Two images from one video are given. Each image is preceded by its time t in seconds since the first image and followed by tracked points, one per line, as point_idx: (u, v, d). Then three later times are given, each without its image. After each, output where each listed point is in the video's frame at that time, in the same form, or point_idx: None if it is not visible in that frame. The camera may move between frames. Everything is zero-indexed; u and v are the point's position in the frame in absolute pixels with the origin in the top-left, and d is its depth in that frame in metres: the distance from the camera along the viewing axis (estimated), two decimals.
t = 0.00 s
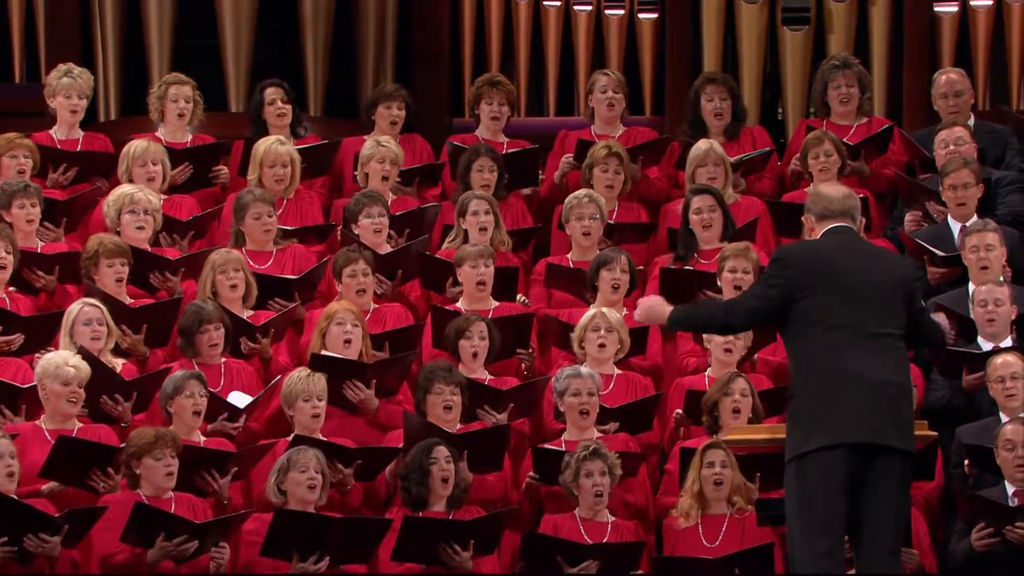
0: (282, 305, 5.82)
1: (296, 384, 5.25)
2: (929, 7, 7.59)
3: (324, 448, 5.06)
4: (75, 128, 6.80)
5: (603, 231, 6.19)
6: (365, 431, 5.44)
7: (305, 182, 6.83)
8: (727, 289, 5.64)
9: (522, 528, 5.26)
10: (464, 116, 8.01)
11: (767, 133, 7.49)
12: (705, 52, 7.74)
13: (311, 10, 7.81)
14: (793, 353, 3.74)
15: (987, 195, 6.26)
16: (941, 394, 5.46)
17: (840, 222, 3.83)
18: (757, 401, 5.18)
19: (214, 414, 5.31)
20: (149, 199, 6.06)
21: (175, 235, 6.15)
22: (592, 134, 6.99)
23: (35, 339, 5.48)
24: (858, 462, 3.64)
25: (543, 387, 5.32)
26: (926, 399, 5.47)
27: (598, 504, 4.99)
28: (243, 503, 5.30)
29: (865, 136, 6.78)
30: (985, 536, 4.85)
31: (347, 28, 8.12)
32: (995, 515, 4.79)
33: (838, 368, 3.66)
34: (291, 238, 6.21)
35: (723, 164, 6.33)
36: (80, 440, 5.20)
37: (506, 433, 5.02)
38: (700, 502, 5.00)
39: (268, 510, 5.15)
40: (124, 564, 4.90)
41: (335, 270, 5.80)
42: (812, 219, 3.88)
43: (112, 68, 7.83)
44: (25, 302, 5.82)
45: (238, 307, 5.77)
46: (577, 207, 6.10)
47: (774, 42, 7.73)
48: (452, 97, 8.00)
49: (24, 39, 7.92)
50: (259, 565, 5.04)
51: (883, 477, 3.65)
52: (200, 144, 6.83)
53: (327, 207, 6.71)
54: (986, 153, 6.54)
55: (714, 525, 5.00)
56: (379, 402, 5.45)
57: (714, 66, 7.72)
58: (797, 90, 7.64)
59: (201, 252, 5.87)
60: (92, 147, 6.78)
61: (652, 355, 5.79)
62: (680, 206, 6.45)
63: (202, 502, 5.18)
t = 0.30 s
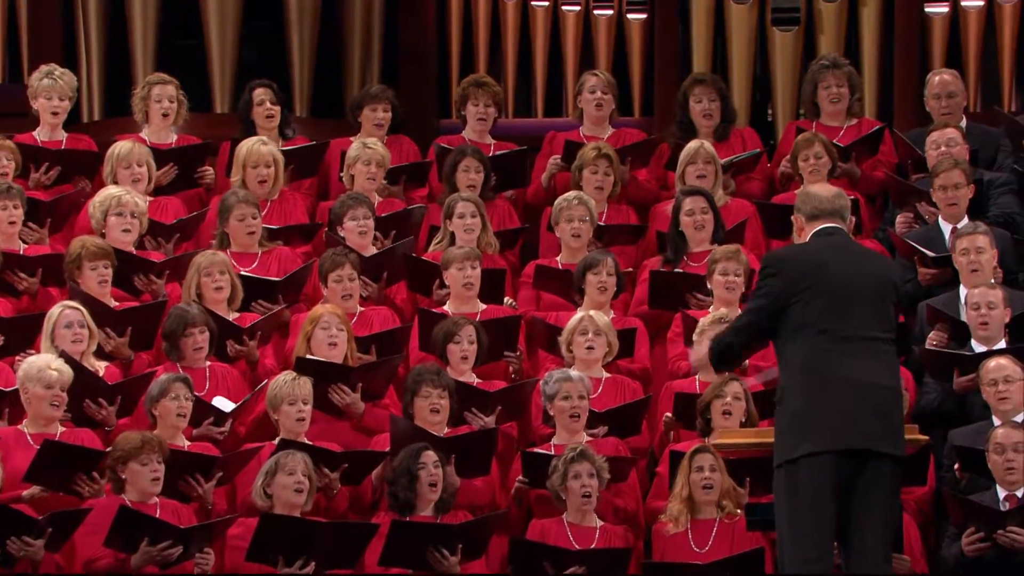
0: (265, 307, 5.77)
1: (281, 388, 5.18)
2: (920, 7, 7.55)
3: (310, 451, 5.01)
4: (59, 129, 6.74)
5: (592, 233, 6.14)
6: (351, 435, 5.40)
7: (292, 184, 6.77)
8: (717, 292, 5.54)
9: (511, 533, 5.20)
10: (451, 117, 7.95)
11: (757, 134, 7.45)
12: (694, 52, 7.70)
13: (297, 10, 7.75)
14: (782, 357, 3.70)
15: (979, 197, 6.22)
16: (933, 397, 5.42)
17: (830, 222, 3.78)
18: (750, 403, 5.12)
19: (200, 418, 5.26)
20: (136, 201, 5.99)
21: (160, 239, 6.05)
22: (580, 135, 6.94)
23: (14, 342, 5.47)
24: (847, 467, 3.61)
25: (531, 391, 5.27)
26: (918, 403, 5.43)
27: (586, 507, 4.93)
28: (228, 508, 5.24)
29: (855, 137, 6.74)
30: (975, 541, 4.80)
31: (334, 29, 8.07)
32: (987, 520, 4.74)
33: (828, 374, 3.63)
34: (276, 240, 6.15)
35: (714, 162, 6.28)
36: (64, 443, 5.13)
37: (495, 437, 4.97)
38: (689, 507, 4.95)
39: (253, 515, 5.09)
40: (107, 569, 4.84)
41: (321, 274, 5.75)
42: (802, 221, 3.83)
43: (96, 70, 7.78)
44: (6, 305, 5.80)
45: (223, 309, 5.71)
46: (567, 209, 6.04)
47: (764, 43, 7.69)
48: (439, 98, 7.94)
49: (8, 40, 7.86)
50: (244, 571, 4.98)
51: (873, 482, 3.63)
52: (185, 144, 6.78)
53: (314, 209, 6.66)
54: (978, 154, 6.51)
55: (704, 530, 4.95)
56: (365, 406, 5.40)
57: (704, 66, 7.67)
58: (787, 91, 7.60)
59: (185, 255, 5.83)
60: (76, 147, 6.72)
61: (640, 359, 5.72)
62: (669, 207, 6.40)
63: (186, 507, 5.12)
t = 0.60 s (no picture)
0: (248, 309, 5.71)
1: (267, 391, 5.14)
2: (911, 8, 7.51)
3: (295, 455, 4.95)
4: (41, 129, 6.68)
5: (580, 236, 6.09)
6: (336, 438, 5.35)
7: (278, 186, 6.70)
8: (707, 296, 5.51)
9: (498, 539, 5.15)
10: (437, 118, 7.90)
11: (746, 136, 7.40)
12: (683, 53, 7.65)
13: (281, 9, 7.69)
14: (762, 359, 3.65)
15: (971, 199, 6.18)
16: (923, 400, 5.37)
17: (815, 225, 3.71)
18: (742, 409, 5.07)
19: (182, 422, 5.20)
20: (121, 204, 5.93)
21: (143, 241, 6.01)
22: (568, 136, 6.88)
23: None
24: (827, 472, 3.57)
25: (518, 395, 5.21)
26: (909, 407, 5.38)
27: (574, 507, 4.87)
28: (211, 512, 5.18)
29: (845, 139, 6.70)
30: (966, 546, 4.76)
31: (319, 29, 8.01)
32: (978, 524, 4.69)
33: (809, 377, 3.58)
34: (262, 242, 6.10)
35: (705, 165, 6.24)
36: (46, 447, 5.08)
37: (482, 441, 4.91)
38: (678, 512, 4.90)
39: (237, 520, 5.03)
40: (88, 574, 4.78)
41: (305, 276, 5.69)
42: (786, 221, 3.77)
43: (79, 70, 7.72)
44: None
45: (207, 312, 5.67)
46: (556, 212, 5.99)
47: (754, 43, 7.65)
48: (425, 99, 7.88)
49: None
50: None
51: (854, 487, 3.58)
52: (168, 145, 6.72)
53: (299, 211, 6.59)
54: (970, 155, 6.46)
55: (693, 535, 4.90)
56: (350, 410, 5.35)
57: (693, 67, 7.62)
58: (776, 92, 7.56)
59: (170, 256, 5.75)
60: (58, 148, 6.66)
61: (627, 362, 5.67)
62: (659, 209, 6.35)
63: (169, 512, 5.05)
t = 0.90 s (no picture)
0: (233, 310, 5.68)
1: (253, 394, 5.07)
2: (900, 9, 7.47)
3: (280, 460, 4.90)
4: (22, 130, 6.62)
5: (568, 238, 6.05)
6: (322, 444, 5.29)
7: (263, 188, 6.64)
8: (694, 300, 5.48)
9: (484, 544, 5.10)
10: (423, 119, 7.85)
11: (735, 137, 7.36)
12: (671, 54, 7.61)
13: (266, 9, 7.63)
14: (745, 367, 3.61)
15: (961, 202, 6.14)
16: (914, 404, 5.33)
17: (800, 232, 3.68)
18: (731, 413, 5.04)
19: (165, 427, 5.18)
20: (104, 205, 5.86)
21: (128, 241, 5.98)
22: (556, 138, 6.83)
23: None
24: (810, 482, 3.54)
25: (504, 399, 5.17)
26: (899, 410, 5.35)
27: (563, 513, 4.83)
28: (195, 517, 5.12)
29: (834, 140, 6.66)
30: (957, 550, 4.71)
31: (303, 29, 7.95)
32: (969, 527, 4.64)
33: (793, 387, 3.54)
34: (248, 245, 6.05)
35: (697, 167, 6.19)
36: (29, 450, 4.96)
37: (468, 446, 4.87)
38: (666, 517, 4.86)
39: (221, 525, 4.97)
40: None
41: (289, 278, 5.64)
42: (769, 221, 3.72)
43: (61, 70, 7.66)
44: None
45: (191, 317, 5.61)
46: (544, 214, 5.94)
47: (742, 44, 7.61)
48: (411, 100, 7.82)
49: None
50: None
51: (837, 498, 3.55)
52: (151, 145, 6.66)
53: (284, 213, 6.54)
54: (960, 157, 6.42)
55: (681, 539, 4.86)
56: (334, 414, 5.30)
57: (681, 69, 7.58)
58: (765, 93, 7.52)
59: (154, 260, 5.73)
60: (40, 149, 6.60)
61: (614, 365, 5.62)
62: (647, 210, 6.31)
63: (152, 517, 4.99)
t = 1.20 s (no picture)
0: (218, 313, 5.60)
1: (238, 398, 5.03)
2: (891, 9, 7.43)
3: (264, 464, 4.84)
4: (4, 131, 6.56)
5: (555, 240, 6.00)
6: (306, 447, 5.25)
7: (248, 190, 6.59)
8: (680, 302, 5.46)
9: (471, 550, 5.05)
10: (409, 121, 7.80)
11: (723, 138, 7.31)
12: (660, 55, 7.57)
13: (251, 8, 7.58)
14: (733, 366, 3.56)
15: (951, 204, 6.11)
16: (904, 408, 5.28)
17: (789, 229, 3.65)
18: (719, 417, 4.99)
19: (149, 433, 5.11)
20: (87, 206, 5.81)
21: (110, 236, 5.91)
22: (543, 139, 6.78)
23: None
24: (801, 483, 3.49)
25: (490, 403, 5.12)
26: (889, 414, 5.30)
27: (549, 521, 4.79)
28: (179, 522, 5.06)
29: (824, 141, 6.62)
30: (947, 554, 4.65)
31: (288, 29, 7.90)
32: (959, 530, 4.60)
33: (783, 386, 3.50)
34: (234, 248, 6.00)
35: (687, 168, 6.15)
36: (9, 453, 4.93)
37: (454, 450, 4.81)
38: (654, 522, 4.81)
39: (205, 530, 4.91)
40: None
41: (274, 280, 5.59)
42: (757, 219, 3.69)
43: (43, 70, 7.60)
44: None
45: (173, 320, 5.57)
46: (531, 216, 5.89)
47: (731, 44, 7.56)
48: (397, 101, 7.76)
49: None
50: None
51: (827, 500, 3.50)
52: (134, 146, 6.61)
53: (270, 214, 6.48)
54: (950, 159, 6.38)
55: (669, 544, 4.80)
56: (318, 418, 5.26)
57: (670, 70, 7.54)
58: (754, 94, 7.48)
59: (137, 262, 5.67)
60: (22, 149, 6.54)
61: (601, 368, 5.58)
62: (636, 212, 6.26)
63: (135, 522, 4.94)
